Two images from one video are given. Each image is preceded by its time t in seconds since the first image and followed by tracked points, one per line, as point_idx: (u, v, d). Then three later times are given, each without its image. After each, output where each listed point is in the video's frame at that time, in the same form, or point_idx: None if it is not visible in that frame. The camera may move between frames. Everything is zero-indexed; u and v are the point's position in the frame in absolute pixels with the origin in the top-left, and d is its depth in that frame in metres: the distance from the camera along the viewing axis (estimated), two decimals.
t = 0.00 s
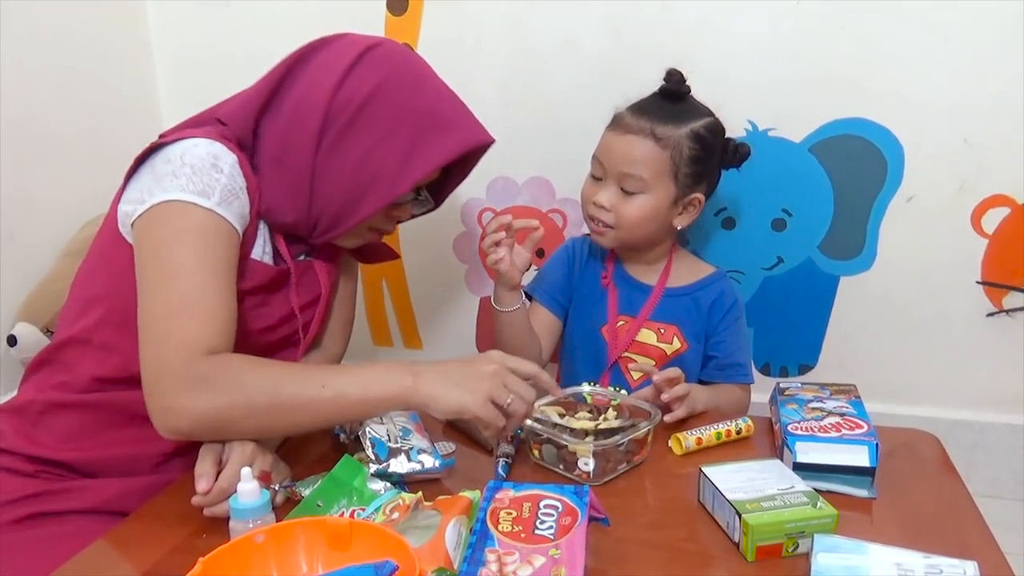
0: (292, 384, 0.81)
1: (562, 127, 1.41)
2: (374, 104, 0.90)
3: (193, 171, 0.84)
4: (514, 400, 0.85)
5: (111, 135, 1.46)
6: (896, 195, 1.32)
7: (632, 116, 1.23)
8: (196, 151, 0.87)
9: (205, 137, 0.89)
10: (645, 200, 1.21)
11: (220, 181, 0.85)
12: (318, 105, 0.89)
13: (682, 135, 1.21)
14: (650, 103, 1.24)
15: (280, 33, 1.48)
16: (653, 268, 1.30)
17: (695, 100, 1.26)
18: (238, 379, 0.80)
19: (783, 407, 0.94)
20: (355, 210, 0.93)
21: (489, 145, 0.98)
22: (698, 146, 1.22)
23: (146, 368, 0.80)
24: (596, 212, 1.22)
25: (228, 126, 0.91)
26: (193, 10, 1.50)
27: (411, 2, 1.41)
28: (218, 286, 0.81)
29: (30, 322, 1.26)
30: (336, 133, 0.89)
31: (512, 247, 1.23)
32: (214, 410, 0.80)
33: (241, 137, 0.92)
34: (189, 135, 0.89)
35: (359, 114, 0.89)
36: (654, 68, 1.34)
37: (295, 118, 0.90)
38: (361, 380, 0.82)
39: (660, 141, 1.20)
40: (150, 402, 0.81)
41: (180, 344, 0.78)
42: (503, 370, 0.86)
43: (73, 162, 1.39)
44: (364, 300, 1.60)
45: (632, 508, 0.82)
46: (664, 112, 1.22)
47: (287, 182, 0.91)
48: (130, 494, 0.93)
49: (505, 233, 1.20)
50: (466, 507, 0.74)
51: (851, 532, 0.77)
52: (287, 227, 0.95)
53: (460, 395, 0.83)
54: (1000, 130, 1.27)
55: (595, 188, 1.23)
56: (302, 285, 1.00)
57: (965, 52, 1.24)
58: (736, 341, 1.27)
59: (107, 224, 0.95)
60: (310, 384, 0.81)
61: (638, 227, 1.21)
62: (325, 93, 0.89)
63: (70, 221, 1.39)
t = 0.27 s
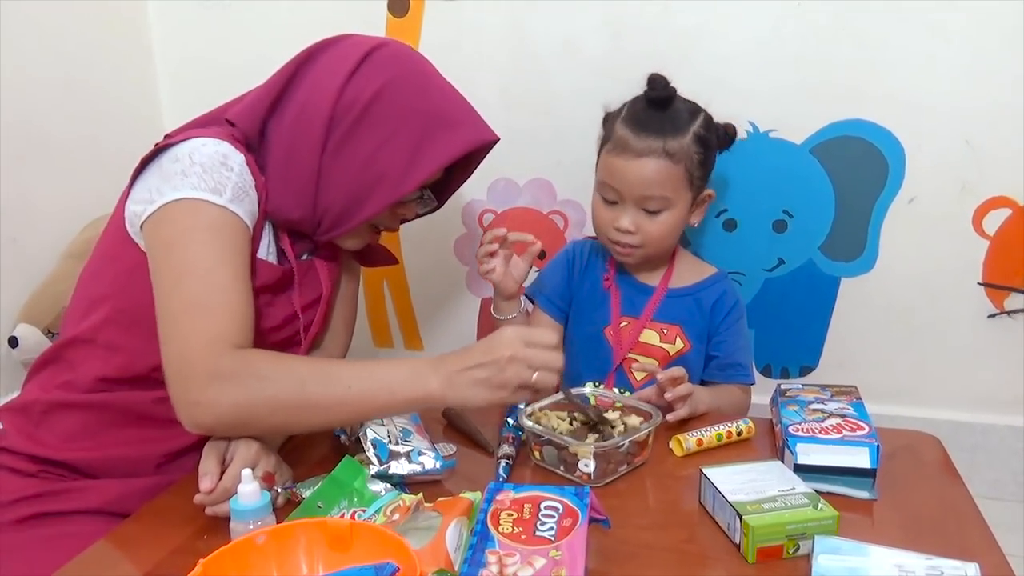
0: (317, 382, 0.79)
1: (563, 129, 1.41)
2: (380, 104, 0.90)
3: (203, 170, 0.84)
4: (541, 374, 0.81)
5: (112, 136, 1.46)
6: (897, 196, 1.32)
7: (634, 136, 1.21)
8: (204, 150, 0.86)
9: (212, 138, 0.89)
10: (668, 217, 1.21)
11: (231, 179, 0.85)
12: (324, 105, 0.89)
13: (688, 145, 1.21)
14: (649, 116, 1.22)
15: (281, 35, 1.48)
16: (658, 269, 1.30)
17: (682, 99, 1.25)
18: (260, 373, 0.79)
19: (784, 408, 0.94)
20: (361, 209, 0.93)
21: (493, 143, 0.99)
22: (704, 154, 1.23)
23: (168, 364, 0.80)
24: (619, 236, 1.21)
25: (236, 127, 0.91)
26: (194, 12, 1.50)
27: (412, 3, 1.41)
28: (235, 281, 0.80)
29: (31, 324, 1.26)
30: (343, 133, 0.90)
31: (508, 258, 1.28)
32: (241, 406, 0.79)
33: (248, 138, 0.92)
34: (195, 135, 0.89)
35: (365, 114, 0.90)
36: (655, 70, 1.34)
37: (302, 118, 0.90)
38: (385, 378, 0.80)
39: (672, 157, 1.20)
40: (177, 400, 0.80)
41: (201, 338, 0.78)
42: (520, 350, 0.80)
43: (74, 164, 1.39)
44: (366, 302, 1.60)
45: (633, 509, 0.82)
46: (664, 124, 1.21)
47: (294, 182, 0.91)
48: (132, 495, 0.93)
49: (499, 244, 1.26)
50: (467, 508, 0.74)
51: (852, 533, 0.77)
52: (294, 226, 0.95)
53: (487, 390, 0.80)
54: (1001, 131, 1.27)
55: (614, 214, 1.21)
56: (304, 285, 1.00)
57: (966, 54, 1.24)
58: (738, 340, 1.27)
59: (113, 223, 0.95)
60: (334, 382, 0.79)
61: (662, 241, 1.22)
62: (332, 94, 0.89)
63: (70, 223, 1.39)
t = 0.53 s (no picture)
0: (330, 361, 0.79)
1: (563, 130, 1.41)
2: (379, 101, 0.90)
3: (206, 168, 0.84)
4: (545, 324, 0.85)
5: (113, 138, 1.46)
6: (898, 198, 1.32)
7: (634, 143, 1.21)
8: (207, 150, 0.86)
9: (214, 137, 0.88)
10: (672, 221, 1.22)
11: (234, 176, 0.85)
12: (322, 105, 0.89)
13: (687, 148, 1.21)
14: (646, 122, 1.22)
15: (281, 37, 1.49)
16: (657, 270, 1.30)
17: (676, 100, 1.25)
18: (272, 358, 0.79)
19: (784, 409, 0.94)
20: (362, 207, 0.93)
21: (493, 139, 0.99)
22: (703, 156, 1.23)
23: (176, 359, 0.79)
24: (624, 243, 1.21)
25: (236, 127, 0.91)
26: (195, 14, 1.51)
27: (412, 5, 1.41)
28: (241, 276, 0.80)
29: (32, 325, 1.26)
30: (342, 131, 0.90)
31: (506, 265, 1.25)
32: (250, 394, 0.78)
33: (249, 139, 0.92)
34: (197, 136, 0.88)
35: (363, 112, 0.90)
36: (655, 71, 1.34)
37: (300, 118, 0.90)
38: (396, 351, 0.80)
39: (672, 162, 1.20)
40: (186, 393, 0.79)
41: (209, 329, 0.77)
42: (522, 303, 0.85)
43: (75, 166, 1.39)
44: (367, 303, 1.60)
45: (633, 511, 0.82)
46: (661, 129, 1.22)
47: (293, 182, 0.91)
48: (133, 496, 0.93)
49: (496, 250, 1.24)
50: (467, 510, 0.74)
51: (853, 535, 0.77)
52: (295, 225, 0.95)
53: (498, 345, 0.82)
54: (1001, 133, 1.27)
55: (617, 221, 1.21)
56: (307, 286, 1.00)
57: (966, 55, 1.24)
58: (739, 341, 1.27)
59: (116, 224, 0.95)
60: (344, 362, 0.79)
61: (667, 245, 1.22)
62: (330, 94, 0.89)
63: (71, 225, 1.39)
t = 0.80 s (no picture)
0: (342, 348, 0.79)
1: (564, 131, 1.41)
2: (381, 103, 0.90)
3: (212, 163, 0.85)
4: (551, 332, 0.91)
5: (114, 138, 1.46)
6: (898, 199, 1.32)
7: (637, 146, 1.21)
8: (212, 147, 0.87)
9: (218, 135, 0.89)
10: (675, 224, 1.21)
11: (241, 171, 0.86)
12: (322, 106, 0.89)
13: (688, 150, 1.21)
14: (647, 124, 1.22)
15: (282, 38, 1.49)
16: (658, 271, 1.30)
17: (675, 102, 1.26)
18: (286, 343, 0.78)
19: (785, 410, 0.94)
20: (364, 207, 0.93)
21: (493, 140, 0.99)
22: (703, 159, 1.23)
23: (184, 350, 0.77)
24: (627, 246, 1.21)
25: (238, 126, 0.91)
26: (196, 15, 1.51)
27: (412, 6, 1.41)
28: (250, 266, 0.80)
29: (33, 326, 1.26)
30: (342, 133, 0.90)
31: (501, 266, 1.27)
32: (268, 378, 0.76)
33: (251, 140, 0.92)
34: (201, 134, 0.89)
35: (363, 113, 0.90)
36: (655, 72, 1.34)
37: (300, 119, 0.90)
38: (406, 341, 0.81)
39: (674, 165, 1.20)
40: (196, 386, 0.77)
41: (221, 314, 0.76)
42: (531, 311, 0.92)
43: (75, 167, 1.39)
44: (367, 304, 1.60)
45: (634, 511, 0.82)
46: (660, 131, 1.21)
47: (294, 183, 0.92)
48: (133, 497, 0.93)
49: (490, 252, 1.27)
50: (468, 510, 0.74)
51: (854, 536, 0.77)
52: (296, 228, 0.95)
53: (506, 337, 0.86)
54: (1002, 134, 1.27)
55: (619, 225, 1.21)
56: (308, 287, 1.00)
57: (967, 56, 1.24)
58: (740, 341, 1.27)
59: (118, 224, 0.95)
60: (357, 348, 0.80)
61: (670, 247, 1.22)
62: (332, 96, 0.89)
63: (72, 226, 1.39)
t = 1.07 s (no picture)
0: (344, 368, 0.78)
1: (564, 132, 1.41)
2: (377, 104, 0.90)
3: (212, 168, 0.84)
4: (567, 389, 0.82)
5: (113, 139, 1.46)
6: (899, 200, 1.32)
7: (636, 147, 1.21)
8: (212, 151, 0.86)
9: (217, 139, 0.89)
10: (675, 225, 1.21)
11: (240, 177, 0.86)
12: (321, 108, 0.89)
13: (687, 152, 1.21)
14: (647, 125, 1.22)
15: (282, 39, 1.49)
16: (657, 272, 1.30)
17: (675, 104, 1.25)
18: (289, 364, 0.77)
19: (785, 412, 0.93)
20: (361, 210, 0.93)
21: (494, 142, 0.99)
22: (703, 160, 1.23)
23: (188, 361, 0.78)
24: (626, 248, 1.21)
25: (236, 130, 0.91)
26: (195, 17, 1.51)
27: (412, 7, 1.41)
28: (250, 274, 0.80)
29: (33, 327, 1.26)
30: (340, 134, 0.90)
31: (493, 268, 1.30)
32: (266, 394, 0.76)
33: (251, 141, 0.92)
34: (200, 138, 0.88)
35: (362, 114, 0.90)
36: (656, 73, 1.34)
37: (299, 121, 0.90)
38: (412, 371, 0.78)
39: (673, 166, 1.20)
40: (197, 392, 0.77)
41: (224, 326, 0.76)
42: (554, 365, 0.81)
43: (75, 168, 1.39)
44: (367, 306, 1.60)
45: (633, 513, 0.82)
46: (660, 133, 1.21)
47: (294, 185, 0.92)
48: (133, 498, 0.93)
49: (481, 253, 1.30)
50: (467, 512, 0.74)
51: (854, 538, 0.77)
52: (296, 230, 0.95)
53: (511, 395, 0.79)
54: (1002, 135, 1.26)
55: (618, 226, 1.21)
56: (307, 289, 1.00)
57: (967, 57, 1.24)
58: (739, 342, 1.26)
59: (118, 227, 0.95)
60: (361, 373, 0.78)
61: (670, 250, 1.22)
62: (328, 97, 0.89)
63: (72, 227, 1.39)
